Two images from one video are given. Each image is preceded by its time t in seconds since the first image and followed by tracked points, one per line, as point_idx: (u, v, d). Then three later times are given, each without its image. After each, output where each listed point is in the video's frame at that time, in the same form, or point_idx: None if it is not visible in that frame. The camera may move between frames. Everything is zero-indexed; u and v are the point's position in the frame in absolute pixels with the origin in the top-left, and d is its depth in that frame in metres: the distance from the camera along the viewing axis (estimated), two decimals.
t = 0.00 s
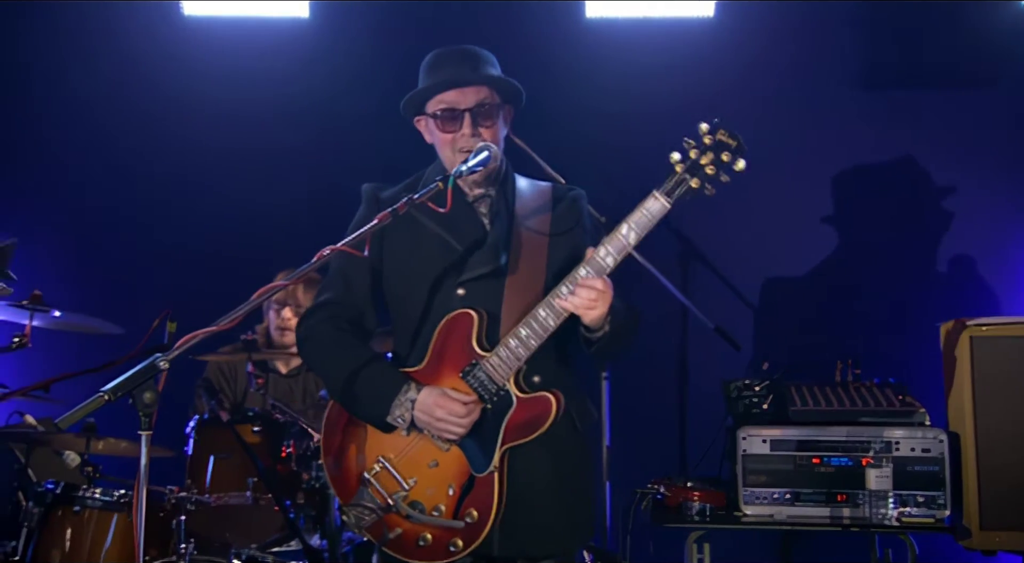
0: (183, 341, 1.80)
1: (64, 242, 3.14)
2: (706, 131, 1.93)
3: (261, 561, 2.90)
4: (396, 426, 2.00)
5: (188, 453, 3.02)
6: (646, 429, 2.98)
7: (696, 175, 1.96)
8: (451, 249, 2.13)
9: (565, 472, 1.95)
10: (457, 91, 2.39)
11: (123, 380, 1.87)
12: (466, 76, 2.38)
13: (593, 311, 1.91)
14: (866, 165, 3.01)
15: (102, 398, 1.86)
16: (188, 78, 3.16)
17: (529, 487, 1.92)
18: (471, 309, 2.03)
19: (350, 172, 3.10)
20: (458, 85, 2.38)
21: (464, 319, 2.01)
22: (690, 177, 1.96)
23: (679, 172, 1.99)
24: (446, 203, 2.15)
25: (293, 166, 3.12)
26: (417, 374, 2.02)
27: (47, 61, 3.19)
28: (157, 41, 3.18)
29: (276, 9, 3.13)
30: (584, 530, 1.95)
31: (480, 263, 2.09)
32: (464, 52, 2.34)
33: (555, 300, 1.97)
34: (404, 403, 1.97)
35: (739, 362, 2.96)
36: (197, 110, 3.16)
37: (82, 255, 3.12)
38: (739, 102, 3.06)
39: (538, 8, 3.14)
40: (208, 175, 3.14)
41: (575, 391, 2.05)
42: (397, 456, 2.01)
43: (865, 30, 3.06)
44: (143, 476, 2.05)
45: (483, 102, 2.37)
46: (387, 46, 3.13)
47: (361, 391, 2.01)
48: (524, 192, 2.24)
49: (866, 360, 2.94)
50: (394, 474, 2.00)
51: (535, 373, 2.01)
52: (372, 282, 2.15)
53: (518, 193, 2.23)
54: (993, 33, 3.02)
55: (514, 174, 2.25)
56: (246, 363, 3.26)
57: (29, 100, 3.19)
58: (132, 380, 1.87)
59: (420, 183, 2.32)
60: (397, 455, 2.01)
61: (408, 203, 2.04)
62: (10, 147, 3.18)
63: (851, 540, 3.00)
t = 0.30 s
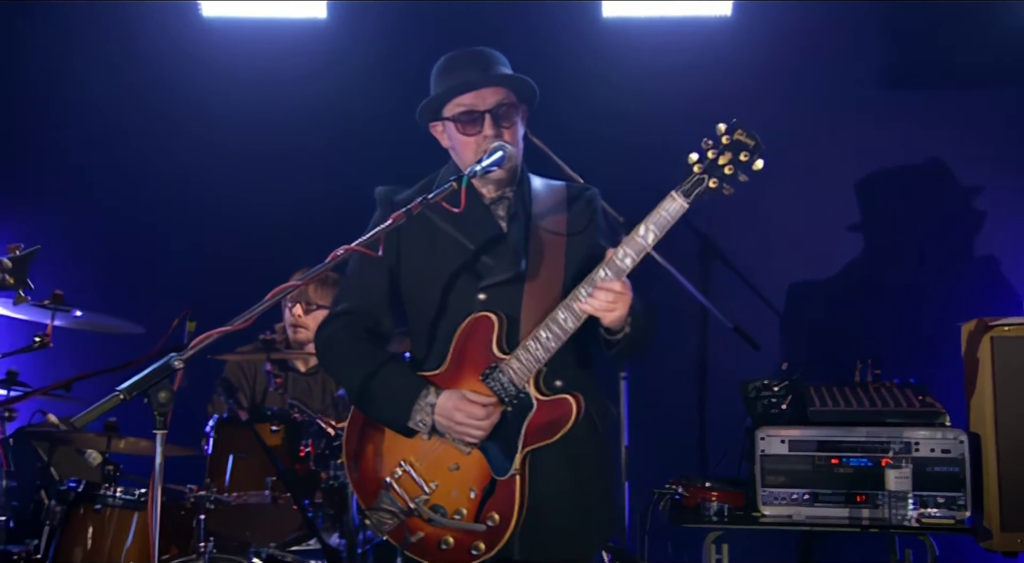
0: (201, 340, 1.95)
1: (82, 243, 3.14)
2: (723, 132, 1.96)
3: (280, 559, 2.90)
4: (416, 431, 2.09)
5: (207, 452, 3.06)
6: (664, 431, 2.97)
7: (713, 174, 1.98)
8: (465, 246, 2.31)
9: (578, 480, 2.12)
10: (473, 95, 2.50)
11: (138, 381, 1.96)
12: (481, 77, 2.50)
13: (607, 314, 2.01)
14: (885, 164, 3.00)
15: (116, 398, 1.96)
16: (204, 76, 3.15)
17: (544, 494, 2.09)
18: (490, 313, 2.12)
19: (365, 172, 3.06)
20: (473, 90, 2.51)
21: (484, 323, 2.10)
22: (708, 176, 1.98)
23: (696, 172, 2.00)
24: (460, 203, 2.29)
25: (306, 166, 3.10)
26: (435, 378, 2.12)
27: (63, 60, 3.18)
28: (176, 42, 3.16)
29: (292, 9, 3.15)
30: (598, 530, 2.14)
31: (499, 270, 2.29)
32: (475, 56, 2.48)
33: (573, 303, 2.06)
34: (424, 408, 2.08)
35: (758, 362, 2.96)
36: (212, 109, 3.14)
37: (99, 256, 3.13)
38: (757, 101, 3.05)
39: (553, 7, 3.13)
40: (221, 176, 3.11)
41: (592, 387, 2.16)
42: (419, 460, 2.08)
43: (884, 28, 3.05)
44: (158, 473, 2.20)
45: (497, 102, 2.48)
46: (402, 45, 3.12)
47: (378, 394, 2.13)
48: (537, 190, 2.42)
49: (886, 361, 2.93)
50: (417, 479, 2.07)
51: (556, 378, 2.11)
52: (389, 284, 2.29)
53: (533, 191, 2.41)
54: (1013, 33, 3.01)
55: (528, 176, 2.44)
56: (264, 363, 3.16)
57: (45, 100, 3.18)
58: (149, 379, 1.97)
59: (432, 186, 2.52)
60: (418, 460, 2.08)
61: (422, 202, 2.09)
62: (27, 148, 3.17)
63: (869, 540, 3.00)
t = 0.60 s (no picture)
0: (215, 340, 2.09)
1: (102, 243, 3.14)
2: (747, 142, 2.22)
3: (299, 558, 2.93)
4: (433, 431, 2.39)
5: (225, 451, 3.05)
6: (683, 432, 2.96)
7: (735, 181, 2.24)
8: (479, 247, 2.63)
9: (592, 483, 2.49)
10: (493, 97, 2.68)
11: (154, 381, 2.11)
12: (500, 79, 2.68)
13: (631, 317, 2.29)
14: (905, 163, 2.99)
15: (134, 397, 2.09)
16: (223, 76, 3.16)
17: (558, 491, 2.45)
18: (507, 314, 2.41)
19: (384, 172, 3.07)
20: (492, 91, 2.68)
21: (499, 326, 2.39)
22: (730, 182, 2.24)
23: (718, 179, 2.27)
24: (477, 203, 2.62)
25: (326, 166, 3.10)
26: (453, 379, 2.42)
27: (81, 60, 3.18)
28: (193, 42, 3.17)
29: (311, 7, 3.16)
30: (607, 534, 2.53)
31: (518, 271, 2.61)
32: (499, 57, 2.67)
33: (592, 308, 2.35)
34: (441, 409, 2.39)
35: (777, 363, 2.96)
36: (230, 109, 3.15)
37: (122, 259, 3.13)
38: (777, 100, 3.03)
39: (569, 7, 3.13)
40: (241, 176, 3.12)
41: (609, 390, 2.50)
42: (432, 460, 2.38)
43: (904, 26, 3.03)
44: (173, 475, 2.31)
45: (519, 102, 2.67)
46: (420, 45, 3.12)
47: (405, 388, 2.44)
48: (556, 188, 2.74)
49: (906, 361, 2.92)
50: (430, 479, 2.38)
51: (572, 381, 2.40)
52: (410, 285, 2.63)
53: (552, 189, 2.72)
54: None
55: (546, 176, 2.73)
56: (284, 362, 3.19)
57: (64, 101, 3.18)
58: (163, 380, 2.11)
59: (450, 186, 2.79)
60: (433, 460, 2.38)
61: (436, 203, 2.24)
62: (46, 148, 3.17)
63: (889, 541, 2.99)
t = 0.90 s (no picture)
0: (235, 339, 2.15)
1: (130, 243, 3.16)
2: (754, 141, 2.30)
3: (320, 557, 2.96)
4: (444, 429, 2.52)
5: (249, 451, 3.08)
6: (707, 432, 2.96)
7: (741, 181, 2.33)
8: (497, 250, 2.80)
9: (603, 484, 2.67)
10: (513, 97, 2.77)
11: (174, 380, 2.17)
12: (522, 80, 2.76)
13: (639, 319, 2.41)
14: (931, 162, 2.97)
15: (156, 396, 2.15)
16: (247, 76, 3.18)
17: (570, 493, 2.62)
18: (517, 313, 2.55)
19: (407, 172, 3.08)
20: (512, 92, 2.77)
21: (510, 323, 2.53)
22: (735, 182, 2.34)
23: (725, 179, 2.36)
24: (494, 203, 2.76)
25: (350, 166, 3.12)
26: (462, 378, 2.54)
27: (109, 60, 3.19)
28: (216, 43, 3.19)
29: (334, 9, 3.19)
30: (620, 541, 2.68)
31: (530, 270, 2.77)
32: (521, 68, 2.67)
33: (598, 308, 2.46)
34: (450, 407, 2.52)
35: (801, 363, 2.95)
36: (255, 109, 3.17)
37: (150, 258, 3.15)
38: (801, 99, 3.02)
39: (591, 7, 3.13)
40: (266, 176, 3.14)
41: (622, 386, 2.70)
42: (445, 459, 2.52)
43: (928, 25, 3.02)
44: (194, 474, 2.37)
45: (540, 104, 2.75)
46: (442, 46, 3.13)
47: (417, 386, 2.60)
48: (571, 183, 2.86)
49: (930, 361, 2.91)
50: (443, 476, 2.52)
51: (582, 380, 2.57)
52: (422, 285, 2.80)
53: (566, 185, 2.86)
54: None
55: (562, 171, 2.87)
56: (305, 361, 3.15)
57: (91, 100, 3.19)
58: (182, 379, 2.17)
59: (468, 183, 2.91)
60: (445, 457, 2.52)
61: (456, 202, 2.38)
62: (74, 148, 3.19)
63: (913, 543, 2.97)
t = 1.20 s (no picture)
0: (253, 338, 2.15)
1: (152, 243, 3.19)
2: (761, 146, 2.29)
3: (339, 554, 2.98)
4: (454, 430, 2.55)
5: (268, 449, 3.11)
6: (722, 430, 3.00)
7: (747, 187, 2.33)
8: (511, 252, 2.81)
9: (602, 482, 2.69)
10: (534, 96, 2.76)
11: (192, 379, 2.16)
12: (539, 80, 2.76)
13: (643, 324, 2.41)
14: (946, 163, 2.98)
15: (173, 395, 2.14)
16: (265, 78, 3.21)
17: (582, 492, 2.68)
18: (526, 313, 2.56)
19: (423, 172, 3.10)
20: (532, 91, 2.76)
21: (519, 325, 2.54)
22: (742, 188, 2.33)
23: (731, 184, 2.35)
24: (508, 204, 2.80)
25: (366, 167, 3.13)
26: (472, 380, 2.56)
27: (129, 60, 3.21)
28: (234, 45, 3.22)
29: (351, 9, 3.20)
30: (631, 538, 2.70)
31: (541, 270, 2.77)
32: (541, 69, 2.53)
33: (606, 311, 2.48)
34: (459, 410, 2.54)
35: (816, 362, 2.96)
36: (274, 109, 3.20)
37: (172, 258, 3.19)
38: (818, 101, 3.03)
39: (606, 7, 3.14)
40: (284, 177, 3.17)
41: (633, 390, 2.73)
42: (455, 458, 2.54)
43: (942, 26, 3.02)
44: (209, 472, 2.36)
45: (560, 103, 2.74)
46: (458, 45, 3.14)
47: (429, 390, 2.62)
48: (584, 184, 2.87)
49: (946, 361, 2.91)
50: (453, 474, 2.54)
51: (590, 382, 2.62)
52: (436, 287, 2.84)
53: (579, 185, 2.86)
54: None
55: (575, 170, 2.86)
56: (322, 359, 3.17)
57: (112, 100, 3.21)
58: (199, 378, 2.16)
59: (483, 183, 2.94)
60: (455, 457, 2.55)
61: (472, 203, 2.27)
62: (100, 148, 3.21)
63: (929, 542, 2.97)
